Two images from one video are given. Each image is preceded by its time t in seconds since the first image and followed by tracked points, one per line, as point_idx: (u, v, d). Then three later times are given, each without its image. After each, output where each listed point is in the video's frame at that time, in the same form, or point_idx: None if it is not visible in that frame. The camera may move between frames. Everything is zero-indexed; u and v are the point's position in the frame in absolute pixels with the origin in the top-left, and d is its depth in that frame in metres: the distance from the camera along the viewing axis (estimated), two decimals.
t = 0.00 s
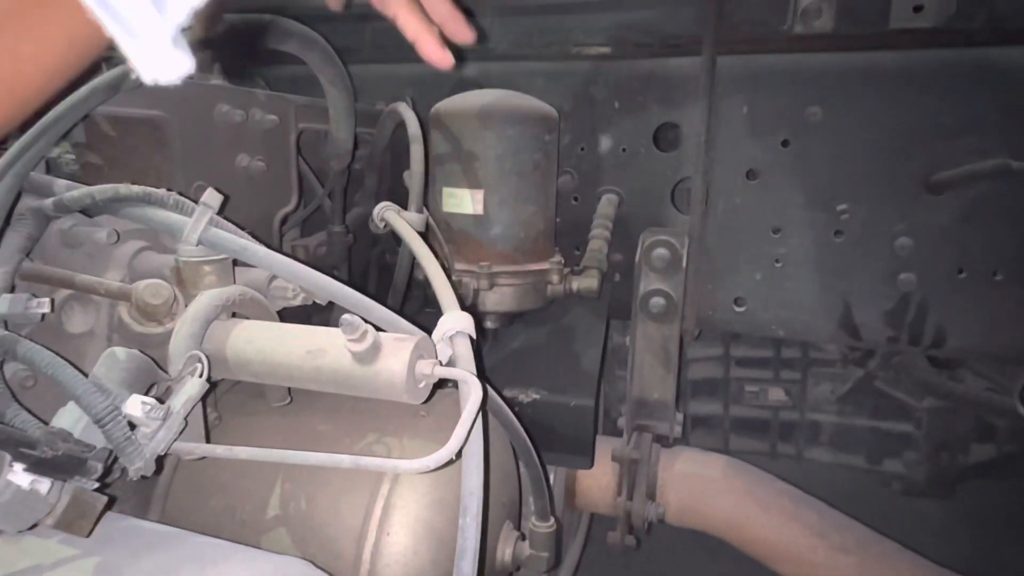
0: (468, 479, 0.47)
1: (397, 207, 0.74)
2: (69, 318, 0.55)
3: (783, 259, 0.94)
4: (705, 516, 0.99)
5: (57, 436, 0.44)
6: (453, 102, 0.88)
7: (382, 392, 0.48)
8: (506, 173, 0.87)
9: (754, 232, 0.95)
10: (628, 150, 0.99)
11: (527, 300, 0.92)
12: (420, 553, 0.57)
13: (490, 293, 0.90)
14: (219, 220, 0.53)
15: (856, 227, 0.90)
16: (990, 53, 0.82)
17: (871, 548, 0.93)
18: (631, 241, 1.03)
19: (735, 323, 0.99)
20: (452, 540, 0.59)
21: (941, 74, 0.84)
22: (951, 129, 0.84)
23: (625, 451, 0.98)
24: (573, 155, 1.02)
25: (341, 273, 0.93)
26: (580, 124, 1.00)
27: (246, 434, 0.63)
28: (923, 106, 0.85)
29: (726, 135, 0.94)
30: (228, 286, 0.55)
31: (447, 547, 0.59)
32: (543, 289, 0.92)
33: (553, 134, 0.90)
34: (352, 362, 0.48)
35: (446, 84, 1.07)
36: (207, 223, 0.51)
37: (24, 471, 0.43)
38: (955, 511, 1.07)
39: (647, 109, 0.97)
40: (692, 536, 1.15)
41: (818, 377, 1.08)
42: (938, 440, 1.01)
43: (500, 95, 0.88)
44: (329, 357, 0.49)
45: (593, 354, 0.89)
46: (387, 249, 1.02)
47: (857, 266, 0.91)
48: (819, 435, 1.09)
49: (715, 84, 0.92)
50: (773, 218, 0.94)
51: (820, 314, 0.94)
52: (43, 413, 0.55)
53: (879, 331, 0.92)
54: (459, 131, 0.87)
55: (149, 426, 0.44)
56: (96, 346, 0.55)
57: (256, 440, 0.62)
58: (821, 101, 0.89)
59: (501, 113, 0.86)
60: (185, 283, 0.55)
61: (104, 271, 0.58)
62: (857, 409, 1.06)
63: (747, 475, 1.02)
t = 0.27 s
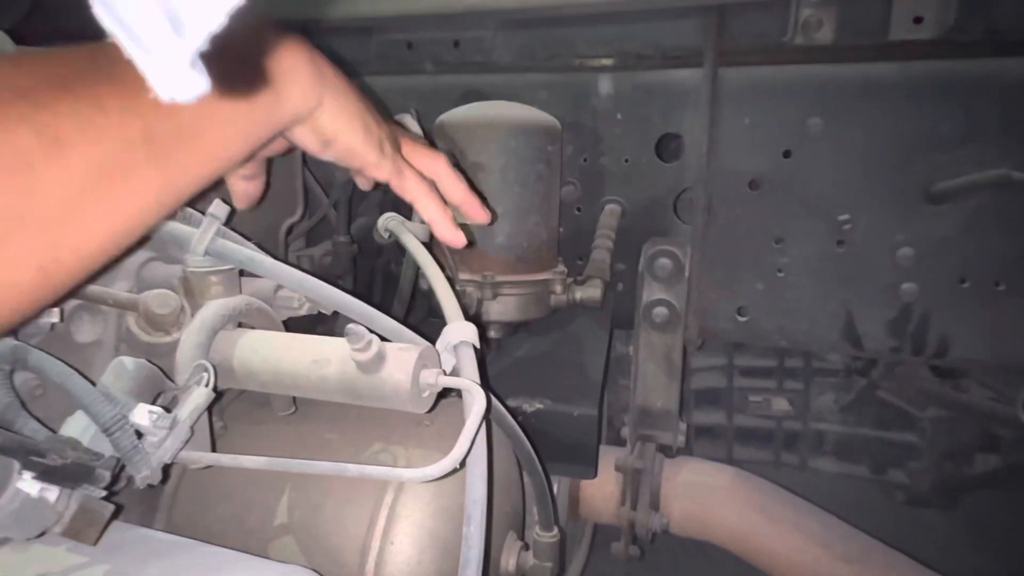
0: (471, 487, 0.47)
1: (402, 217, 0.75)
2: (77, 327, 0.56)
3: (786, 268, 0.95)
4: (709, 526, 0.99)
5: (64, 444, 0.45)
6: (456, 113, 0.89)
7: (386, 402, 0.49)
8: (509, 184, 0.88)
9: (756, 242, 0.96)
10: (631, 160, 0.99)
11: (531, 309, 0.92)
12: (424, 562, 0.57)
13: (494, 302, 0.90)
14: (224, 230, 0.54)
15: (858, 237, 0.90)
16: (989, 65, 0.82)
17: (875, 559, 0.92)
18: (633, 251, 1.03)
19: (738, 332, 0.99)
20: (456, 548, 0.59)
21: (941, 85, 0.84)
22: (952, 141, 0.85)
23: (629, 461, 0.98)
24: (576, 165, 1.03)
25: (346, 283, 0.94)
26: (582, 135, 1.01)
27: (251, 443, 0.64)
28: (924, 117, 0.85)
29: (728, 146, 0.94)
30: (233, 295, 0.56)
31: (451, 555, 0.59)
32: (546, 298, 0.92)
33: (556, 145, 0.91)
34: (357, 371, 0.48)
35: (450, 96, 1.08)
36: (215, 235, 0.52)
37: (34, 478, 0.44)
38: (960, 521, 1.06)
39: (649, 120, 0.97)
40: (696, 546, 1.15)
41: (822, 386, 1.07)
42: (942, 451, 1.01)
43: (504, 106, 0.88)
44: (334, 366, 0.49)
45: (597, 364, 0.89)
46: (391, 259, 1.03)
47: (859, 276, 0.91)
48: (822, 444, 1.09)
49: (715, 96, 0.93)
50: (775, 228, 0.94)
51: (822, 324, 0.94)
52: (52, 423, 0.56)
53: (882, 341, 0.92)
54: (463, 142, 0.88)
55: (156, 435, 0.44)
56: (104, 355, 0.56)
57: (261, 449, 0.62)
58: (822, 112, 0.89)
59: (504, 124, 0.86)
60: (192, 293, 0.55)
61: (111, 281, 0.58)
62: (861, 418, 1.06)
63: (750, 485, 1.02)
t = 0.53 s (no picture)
0: (470, 491, 0.47)
1: (400, 220, 0.75)
2: (76, 331, 0.55)
3: (785, 272, 0.95)
4: (710, 531, 0.99)
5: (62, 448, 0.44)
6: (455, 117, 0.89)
7: (385, 406, 0.48)
8: (508, 188, 0.88)
9: (755, 246, 0.96)
10: (629, 164, 0.99)
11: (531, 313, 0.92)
12: (424, 566, 0.57)
13: (493, 306, 0.90)
14: (224, 233, 0.54)
15: (856, 240, 0.90)
16: (988, 67, 0.82)
17: (877, 564, 0.92)
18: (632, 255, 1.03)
19: (737, 336, 0.99)
20: (454, 552, 0.59)
21: (940, 88, 0.84)
22: (950, 144, 0.85)
23: (628, 465, 0.98)
24: (575, 169, 1.03)
25: (345, 288, 0.94)
26: (581, 139, 1.01)
27: (250, 448, 0.63)
28: (923, 121, 0.86)
29: (726, 150, 0.94)
30: (233, 299, 0.55)
31: (450, 560, 0.59)
32: (545, 302, 0.92)
33: (554, 150, 0.91)
34: (356, 375, 0.48)
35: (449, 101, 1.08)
36: (212, 239, 0.51)
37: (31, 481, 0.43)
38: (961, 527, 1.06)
39: (648, 124, 0.97)
40: (696, 552, 1.15)
41: (822, 390, 1.07)
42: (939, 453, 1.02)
43: (501, 110, 0.89)
44: (333, 369, 0.49)
45: (596, 369, 0.89)
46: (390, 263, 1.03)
47: (858, 279, 0.91)
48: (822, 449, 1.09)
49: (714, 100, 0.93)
50: (773, 231, 0.94)
51: (822, 327, 0.94)
52: (50, 427, 0.56)
53: (881, 344, 0.92)
54: (462, 146, 0.88)
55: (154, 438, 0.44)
56: (104, 359, 0.56)
57: (260, 453, 0.62)
58: (820, 116, 0.90)
59: (503, 128, 0.86)
60: (191, 297, 0.55)
61: (110, 284, 0.58)
62: (861, 422, 1.06)
63: (750, 489, 1.01)
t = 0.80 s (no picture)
0: (465, 507, 0.48)
1: (396, 237, 0.75)
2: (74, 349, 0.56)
3: (780, 286, 0.95)
4: (707, 545, 0.99)
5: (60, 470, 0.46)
6: (452, 134, 0.90)
7: (379, 424, 0.49)
8: (505, 204, 0.89)
9: (751, 260, 0.96)
10: (626, 180, 1.00)
11: (527, 327, 0.93)
12: None
13: (489, 320, 0.91)
14: (221, 252, 0.55)
15: (850, 255, 0.91)
16: (980, 85, 0.83)
17: None
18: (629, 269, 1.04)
19: (733, 350, 1.00)
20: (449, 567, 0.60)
21: (933, 105, 0.85)
22: (943, 160, 0.86)
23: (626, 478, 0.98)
24: (571, 184, 1.03)
25: (342, 302, 0.95)
26: (578, 154, 1.02)
27: (246, 464, 0.64)
28: (915, 138, 0.86)
29: (721, 165, 0.95)
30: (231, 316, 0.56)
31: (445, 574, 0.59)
32: (543, 316, 0.93)
33: (551, 166, 0.92)
34: (350, 392, 0.49)
35: (448, 115, 1.09)
36: (209, 259, 0.53)
37: (30, 500, 0.45)
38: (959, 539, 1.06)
39: (643, 140, 0.98)
40: (694, 565, 1.15)
41: (818, 403, 1.08)
42: (938, 466, 1.01)
43: (497, 126, 0.90)
44: (327, 387, 0.50)
45: (593, 383, 0.89)
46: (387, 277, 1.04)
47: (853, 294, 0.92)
48: (822, 462, 1.08)
49: (710, 116, 0.94)
50: (768, 246, 0.95)
51: (817, 342, 0.95)
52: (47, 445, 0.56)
53: (876, 358, 0.93)
54: (459, 162, 0.89)
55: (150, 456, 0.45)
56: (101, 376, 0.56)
57: (255, 469, 0.63)
58: (813, 132, 0.90)
59: (499, 144, 0.88)
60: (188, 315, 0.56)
61: (108, 302, 0.59)
62: (857, 435, 1.06)
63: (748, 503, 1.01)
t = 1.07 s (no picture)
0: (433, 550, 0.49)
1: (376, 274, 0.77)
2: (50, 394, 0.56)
3: (760, 319, 0.96)
4: None
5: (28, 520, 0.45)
6: (435, 170, 0.92)
7: (346, 468, 0.50)
8: (488, 239, 0.90)
9: (731, 293, 0.97)
10: (607, 213, 1.02)
11: (507, 360, 0.95)
12: None
13: (472, 354, 0.93)
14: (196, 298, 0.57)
15: (828, 289, 0.92)
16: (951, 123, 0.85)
17: None
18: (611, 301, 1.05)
19: (715, 382, 1.00)
20: None
21: (905, 143, 0.87)
22: (916, 196, 0.87)
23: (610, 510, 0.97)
24: (553, 217, 1.05)
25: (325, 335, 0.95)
26: (560, 187, 1.03)
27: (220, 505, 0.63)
28: (889, 174, 0.88)
29: (700, 199, 0.97)
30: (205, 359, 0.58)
31: None
32: (526, 347, 0.95)
33: (533, 201, 0.94)
34: (317, 439, 0.50)
35: (431, 149, 1.11)
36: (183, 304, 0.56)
37: None
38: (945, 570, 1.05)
39: (625, 174, 1.00)
40: None
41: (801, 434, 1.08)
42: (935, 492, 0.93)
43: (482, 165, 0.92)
44: (295, 433, 0.51)
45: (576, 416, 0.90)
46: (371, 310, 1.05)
47: (832, 326, 0.93)
48: (812, 491, 0.99)
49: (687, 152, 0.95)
50: (748, 279, 0.96)
51: (797, 374, 0.96)
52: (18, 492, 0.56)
53: (855, 390, 0.94)
54: (442, 199, 0.90)
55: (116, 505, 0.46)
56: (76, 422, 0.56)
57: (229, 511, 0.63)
58: (790, 168, 0.92)
59: (482, 181, 0.90)
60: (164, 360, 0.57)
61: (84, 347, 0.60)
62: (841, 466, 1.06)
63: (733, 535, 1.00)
